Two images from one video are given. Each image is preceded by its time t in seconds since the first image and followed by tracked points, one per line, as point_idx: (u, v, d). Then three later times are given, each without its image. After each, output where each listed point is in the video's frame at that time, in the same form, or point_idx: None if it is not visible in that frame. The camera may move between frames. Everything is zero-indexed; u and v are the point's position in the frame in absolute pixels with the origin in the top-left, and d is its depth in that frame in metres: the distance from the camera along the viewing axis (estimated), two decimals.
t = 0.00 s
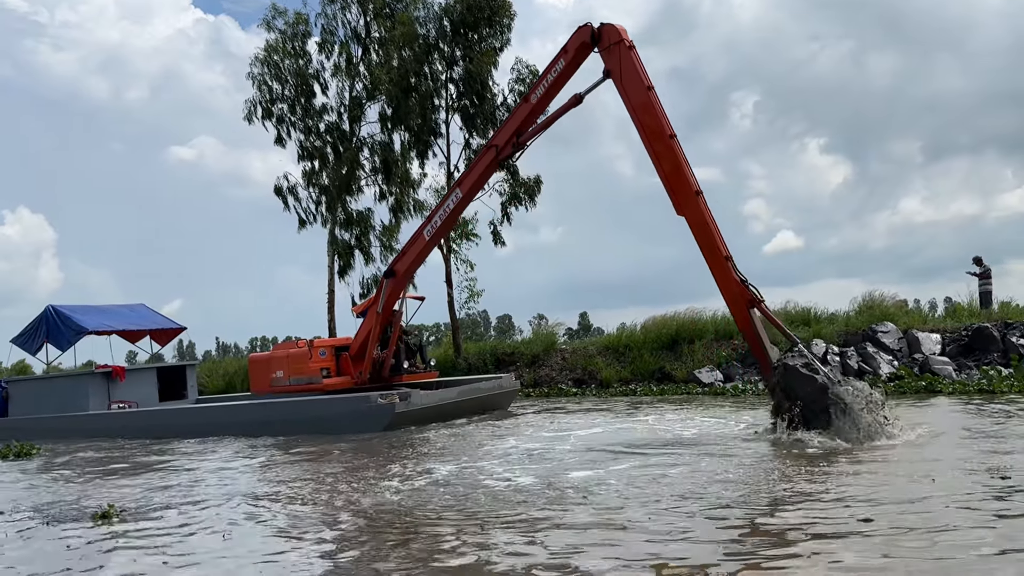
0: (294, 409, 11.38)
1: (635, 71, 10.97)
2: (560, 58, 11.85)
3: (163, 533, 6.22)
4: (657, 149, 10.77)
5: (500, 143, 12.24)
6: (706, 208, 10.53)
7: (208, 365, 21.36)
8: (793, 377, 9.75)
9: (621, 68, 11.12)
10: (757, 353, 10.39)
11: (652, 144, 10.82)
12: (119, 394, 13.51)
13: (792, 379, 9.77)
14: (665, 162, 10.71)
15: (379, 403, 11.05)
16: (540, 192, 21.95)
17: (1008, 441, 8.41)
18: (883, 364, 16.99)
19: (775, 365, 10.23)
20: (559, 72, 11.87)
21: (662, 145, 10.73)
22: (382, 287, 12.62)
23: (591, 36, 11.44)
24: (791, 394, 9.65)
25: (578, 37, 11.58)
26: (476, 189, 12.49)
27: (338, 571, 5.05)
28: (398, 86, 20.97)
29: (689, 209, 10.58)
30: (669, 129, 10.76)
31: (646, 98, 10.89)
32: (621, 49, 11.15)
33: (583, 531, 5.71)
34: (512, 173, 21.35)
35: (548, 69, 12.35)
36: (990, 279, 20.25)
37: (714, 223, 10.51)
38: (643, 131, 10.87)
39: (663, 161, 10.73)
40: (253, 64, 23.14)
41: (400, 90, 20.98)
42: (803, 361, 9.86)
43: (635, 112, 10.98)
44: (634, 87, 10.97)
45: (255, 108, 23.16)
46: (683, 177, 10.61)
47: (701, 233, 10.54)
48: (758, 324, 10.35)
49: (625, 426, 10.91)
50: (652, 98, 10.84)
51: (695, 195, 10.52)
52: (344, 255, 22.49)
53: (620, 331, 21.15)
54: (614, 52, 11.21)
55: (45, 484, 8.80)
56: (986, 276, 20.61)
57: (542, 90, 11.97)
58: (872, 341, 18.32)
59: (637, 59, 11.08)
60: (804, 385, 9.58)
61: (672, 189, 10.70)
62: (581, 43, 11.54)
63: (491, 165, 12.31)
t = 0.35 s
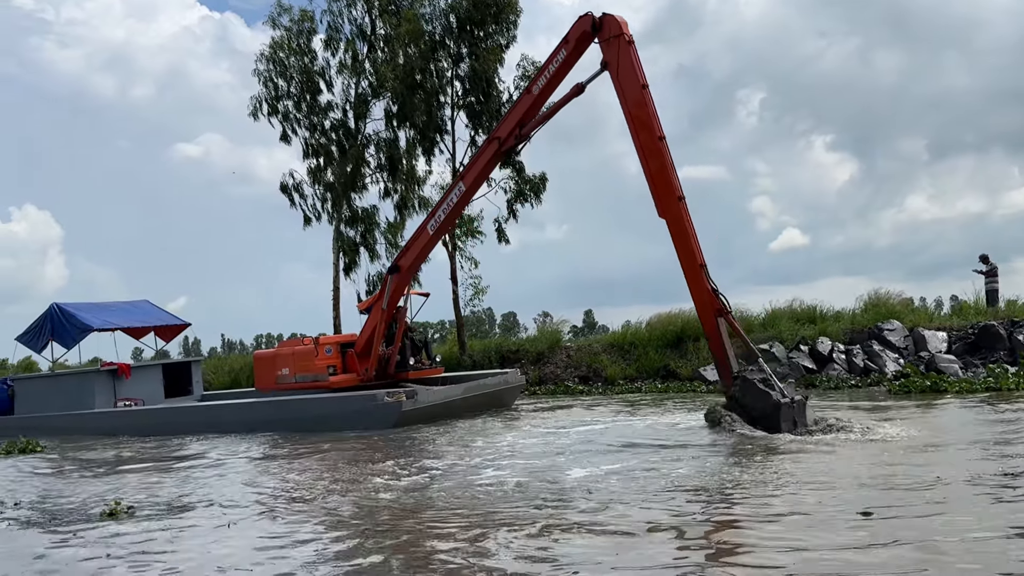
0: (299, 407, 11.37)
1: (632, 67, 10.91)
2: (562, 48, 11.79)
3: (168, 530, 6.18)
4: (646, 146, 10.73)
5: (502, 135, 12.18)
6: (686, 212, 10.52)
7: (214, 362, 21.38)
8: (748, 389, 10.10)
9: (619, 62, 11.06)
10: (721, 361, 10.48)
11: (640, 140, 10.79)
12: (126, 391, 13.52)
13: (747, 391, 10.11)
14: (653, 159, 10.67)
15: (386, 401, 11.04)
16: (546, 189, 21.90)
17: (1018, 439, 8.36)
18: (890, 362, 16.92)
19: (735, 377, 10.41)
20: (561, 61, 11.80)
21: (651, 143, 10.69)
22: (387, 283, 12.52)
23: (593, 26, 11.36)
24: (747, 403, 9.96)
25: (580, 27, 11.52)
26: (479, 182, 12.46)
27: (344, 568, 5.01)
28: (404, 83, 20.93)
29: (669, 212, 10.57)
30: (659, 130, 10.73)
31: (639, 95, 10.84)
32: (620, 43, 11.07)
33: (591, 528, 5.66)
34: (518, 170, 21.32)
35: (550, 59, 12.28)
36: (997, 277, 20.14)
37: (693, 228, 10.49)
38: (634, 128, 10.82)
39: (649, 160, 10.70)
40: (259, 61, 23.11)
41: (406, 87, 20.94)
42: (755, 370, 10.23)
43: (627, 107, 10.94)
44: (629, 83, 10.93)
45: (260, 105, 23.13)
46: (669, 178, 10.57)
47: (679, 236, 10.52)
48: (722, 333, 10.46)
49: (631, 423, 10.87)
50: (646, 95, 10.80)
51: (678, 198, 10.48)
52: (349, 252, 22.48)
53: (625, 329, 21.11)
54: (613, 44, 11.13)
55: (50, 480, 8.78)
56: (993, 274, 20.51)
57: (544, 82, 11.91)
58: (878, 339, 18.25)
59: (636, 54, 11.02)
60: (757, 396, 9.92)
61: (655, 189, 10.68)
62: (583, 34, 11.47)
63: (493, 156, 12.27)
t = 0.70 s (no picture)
0: (309, 403, 11.38)
1: (638, 75, 10.95)
2: (575, 46, 11.67)
3: (173, 525, 6.16)
4: (640, 158, 10.98)
5: (514, 134, 12.14)
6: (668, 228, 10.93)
7: (223, 358, 21.45)
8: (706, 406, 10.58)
9: (626, 66, 11.06)
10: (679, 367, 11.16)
11: (635, 150, 11.01)
12: (136, 387, 13.57)
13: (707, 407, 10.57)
14: (645, 171, 10.95)
15: (396, 399, 11.03)
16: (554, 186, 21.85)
17: None
18: (899, 360, 16.81)
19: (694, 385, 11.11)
20: (573, 60, 11.69)
21: (647, 156, 10.92)
22: (397, 277, 12.53)
23: (606, 24, 11.28)
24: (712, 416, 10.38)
25: (591, 25, 11.43)
26: (490, 180, 12.41)
27: (349, 564, 4.96)
28: (412, 80, 20.90)
29: (651, 225, 10.98)
30: (655, 143, 10.94)
31: (641, 105, 10.96)
32: (631, 47, 11.04)
33: (599, 525, 5.60)
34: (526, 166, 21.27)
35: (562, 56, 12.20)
36: (1007, 275, 19.98)
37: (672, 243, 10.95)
38: (631, 137, 11.03)
39: (640, 172, 10.98)
40: (268, 57, 23.12)
41: (414, 84, 20.91)
42: (708, 394, 10.60)
43: (626, 114, 11.09)
44: (633, 91, 10.98)
45: (269, 101, 23.15)
46: (656, 192, 10.91)
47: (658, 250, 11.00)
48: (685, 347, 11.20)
49: (639, 420, 10.82)
50: (647, 107, 10.93)
51: (664, 217, 10.89)
52: (358, 248, 22.49)
53: (633, 326, 21.06)
54: (623, 47, 11.10)
55: (58, 475, 8.80)
56: (1004, 271, 20.35)
57: (556, 80, 11.86)
58: (887, 336, 18.13)
59: (645, 60, 11.05)
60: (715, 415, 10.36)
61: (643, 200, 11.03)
62: (595, 34, 11.42)
63: (505, 154, 12.20)
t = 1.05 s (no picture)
0: (320, 401, 11.36)
1: (649, 80, 10.86)
2: (592, 45, 11.61)
3: (181, 521, 6.09)
4: (639, 164, 10.87)
5: (530, 132, 12.05)
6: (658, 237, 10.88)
7: (234, 354, 21.48)
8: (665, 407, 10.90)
9: (638, 69, 10.97)
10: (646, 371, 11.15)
11: (635, 155, 10.90)
12: (148, 383, 13.58)
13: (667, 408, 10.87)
14: (642, 178, 10.85)
15: (406, 398, 11.00)
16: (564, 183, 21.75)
17: None
18: (911, 357, 16.64)
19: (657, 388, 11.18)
20: (590, 59, 11.63)
21: (646, 163, 10.81)
22: (409, 275, 12.49)
23: (624, 24, 11.20)
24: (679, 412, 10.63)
25: (610, 25, 11.37)
26: (505, 178, 12.33)
27: (357, 561, 4.87)
28: (422, 77, 20.83)
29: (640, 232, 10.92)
30: (655, 151, 10.85)
31: (646, 110, 10.86)
32: (646, 50, 10.94)
33: (613, 522, 5.49)
34: (536, 163, 21.18)
35: (579, 55, 12.10)
36: (1021, 272, 19.77)
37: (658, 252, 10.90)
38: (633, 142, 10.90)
39: (638, 178, 10.89)
40: (278, 54, 23.10)
41: (424, 81, 20.84)
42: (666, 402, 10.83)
43: (630, 119, 10.96)
44: (642, 96, 10.89)
45: (279, 98, 23.15)
46: (650, 199, 10.84)
47: (642, 257, 10.94)
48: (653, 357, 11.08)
49: (651, 417, 10.73)
50: (653, 114, 10.84)
51: (654, 224, 10.79)
52: (367, 245, 22.46)
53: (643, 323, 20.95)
54: (638, 49, 11.00)
55: (68, 470, 8.77)
56: (1017, 269, 20.14)
57: (573, 80, 11.78)
58: (899, 334, 17.96)
59: (657, 65, 10.95)
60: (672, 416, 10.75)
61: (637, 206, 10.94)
62: (613, 34, 11.36)
63: (520, 152, 12.13)
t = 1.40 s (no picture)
0: (330, 401, 11.31)
1: (663, 81, 10.74)
2: (613, 43, 11.48)
3: (192, 519, 6.00)
4: (642, 163, 10.78)
5: (547, 129, 11.96)
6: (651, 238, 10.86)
7: (245, 351, 21.46)
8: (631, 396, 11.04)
9: (654, 68, 10.85)
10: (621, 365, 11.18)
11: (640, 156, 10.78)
12: (161, 381, 13.57)
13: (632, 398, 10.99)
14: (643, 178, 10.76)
15: (418, 398, 10.95)
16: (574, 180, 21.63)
17: None
18: (923, 356, 16.45)
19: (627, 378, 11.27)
20: (612, 57, 11.51)
21: (648, 163, 10.75)
22: (423, 272, 12.45)
23: (646, 21, 11.10)
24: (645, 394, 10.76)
25: (632, 22, 11.25)
26: (521, 176, 12.25)
27: (371, 561, 4.75)
28: (433, 75, 20.74)
29: (633, 231, 10.87)
30: (660, 151, 10.77)
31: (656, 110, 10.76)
32: (664, 51, 10.82)
33: (632, 520, 5.35)
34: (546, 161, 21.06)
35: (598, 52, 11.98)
36: None
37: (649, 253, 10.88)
38: (637, 141, 10.78)
39: (639, 178, 10.80)
40: (289, 53, 23.06)
41: (434, 79, 20.75)
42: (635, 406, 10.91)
43: (638, 118, 10.84)
44: (654, 97, 10.77)
45: (290, 96, 23.12)
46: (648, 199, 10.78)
47: (633, 254, 10.93)
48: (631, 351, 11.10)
49: (663, 415, 10.62)
50: (662, 115, 10.73)
51: (649, 223, 10.75)
52: (378, 243, 22.41)
53: (653, 321, 20.79)
54: (656, 49, 10.88)
55: (79, 468, 8.71)
56: None
57: (592, 77, 11.67)
58: (910, 332, 17.75)
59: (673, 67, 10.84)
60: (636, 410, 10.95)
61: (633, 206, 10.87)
62: (634, 32, 11.24)
63: (536, 151, 12.04)
